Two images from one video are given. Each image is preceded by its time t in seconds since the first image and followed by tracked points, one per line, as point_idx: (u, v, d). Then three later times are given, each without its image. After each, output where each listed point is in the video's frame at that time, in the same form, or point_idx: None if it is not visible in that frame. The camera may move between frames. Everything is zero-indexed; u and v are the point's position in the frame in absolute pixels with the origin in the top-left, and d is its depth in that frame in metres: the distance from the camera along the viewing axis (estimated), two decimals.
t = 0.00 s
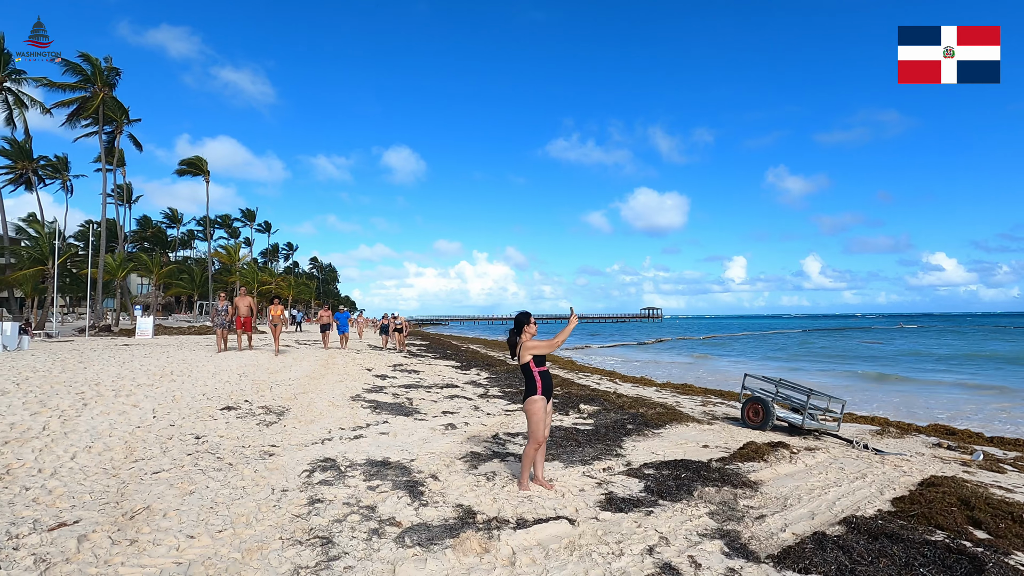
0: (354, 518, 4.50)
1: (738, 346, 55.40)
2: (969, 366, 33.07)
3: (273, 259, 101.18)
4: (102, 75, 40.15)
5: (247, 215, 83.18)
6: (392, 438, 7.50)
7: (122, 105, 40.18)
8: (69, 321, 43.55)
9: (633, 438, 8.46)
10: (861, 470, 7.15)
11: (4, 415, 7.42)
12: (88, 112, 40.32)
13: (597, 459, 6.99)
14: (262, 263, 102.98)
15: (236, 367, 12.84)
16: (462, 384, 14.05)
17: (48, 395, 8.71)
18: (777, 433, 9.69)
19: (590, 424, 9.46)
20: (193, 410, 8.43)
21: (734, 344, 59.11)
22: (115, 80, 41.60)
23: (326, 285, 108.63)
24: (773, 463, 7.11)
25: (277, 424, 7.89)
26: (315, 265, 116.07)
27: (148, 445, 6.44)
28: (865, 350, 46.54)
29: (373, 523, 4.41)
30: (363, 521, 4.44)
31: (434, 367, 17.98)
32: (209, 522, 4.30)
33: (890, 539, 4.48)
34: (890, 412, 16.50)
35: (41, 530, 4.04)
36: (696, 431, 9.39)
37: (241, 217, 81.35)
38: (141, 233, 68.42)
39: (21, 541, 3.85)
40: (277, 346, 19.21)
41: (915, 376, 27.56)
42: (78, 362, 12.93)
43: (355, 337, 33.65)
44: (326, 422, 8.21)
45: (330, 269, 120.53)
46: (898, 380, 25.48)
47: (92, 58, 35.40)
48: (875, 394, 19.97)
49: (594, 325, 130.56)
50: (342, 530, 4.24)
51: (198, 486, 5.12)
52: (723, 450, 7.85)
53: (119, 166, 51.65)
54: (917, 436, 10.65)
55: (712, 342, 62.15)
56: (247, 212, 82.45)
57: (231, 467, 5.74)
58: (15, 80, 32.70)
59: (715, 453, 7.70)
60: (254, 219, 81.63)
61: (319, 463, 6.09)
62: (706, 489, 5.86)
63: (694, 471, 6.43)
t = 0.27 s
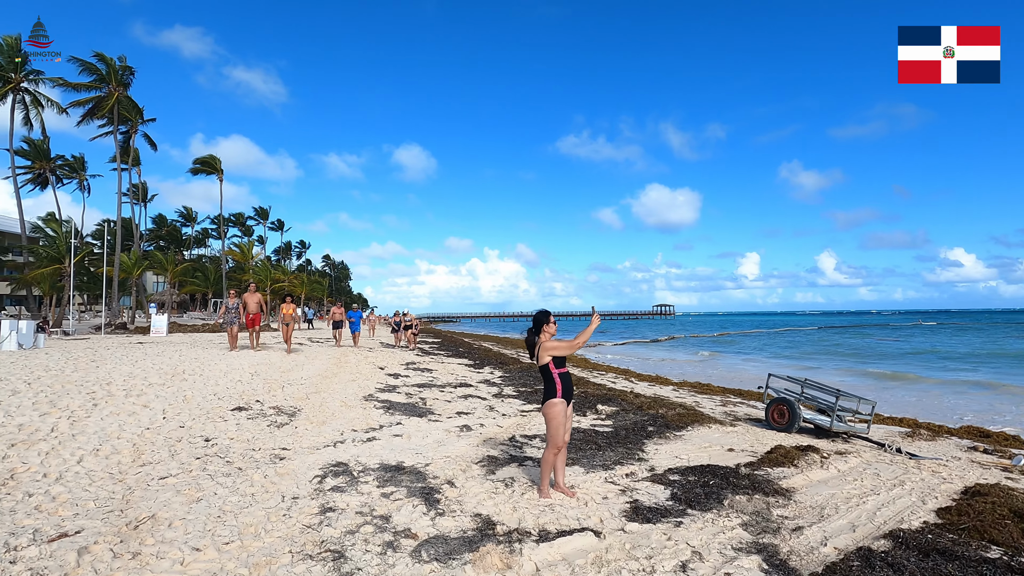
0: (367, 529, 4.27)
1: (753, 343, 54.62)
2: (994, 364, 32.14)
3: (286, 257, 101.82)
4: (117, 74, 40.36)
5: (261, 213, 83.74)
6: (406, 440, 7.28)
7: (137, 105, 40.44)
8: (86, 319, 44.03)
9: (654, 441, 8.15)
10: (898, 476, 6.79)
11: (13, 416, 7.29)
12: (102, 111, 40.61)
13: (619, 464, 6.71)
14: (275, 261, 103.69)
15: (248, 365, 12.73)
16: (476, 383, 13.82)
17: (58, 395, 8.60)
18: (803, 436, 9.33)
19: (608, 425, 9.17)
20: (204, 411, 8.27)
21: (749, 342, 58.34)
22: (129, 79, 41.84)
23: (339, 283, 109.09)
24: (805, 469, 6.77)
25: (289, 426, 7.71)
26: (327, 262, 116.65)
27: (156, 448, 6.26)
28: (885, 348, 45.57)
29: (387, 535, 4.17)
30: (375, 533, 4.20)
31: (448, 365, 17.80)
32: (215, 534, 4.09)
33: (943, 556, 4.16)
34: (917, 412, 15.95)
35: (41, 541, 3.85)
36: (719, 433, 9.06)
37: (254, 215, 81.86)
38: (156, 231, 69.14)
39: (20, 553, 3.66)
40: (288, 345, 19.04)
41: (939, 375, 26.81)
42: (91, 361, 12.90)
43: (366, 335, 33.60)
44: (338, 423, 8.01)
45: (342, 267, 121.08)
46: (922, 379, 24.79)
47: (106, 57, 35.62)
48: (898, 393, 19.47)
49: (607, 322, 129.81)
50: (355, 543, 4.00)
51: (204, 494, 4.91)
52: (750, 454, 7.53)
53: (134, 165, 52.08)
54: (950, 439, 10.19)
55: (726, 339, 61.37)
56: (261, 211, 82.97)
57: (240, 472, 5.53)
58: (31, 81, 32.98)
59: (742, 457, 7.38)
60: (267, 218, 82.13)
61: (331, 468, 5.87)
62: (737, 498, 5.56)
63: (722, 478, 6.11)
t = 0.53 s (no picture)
0: (386, 537, 3.99)
1: (770, 340, 53.83)
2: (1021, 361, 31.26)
3: (299, 254, 102.39)
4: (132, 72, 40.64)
5: (274, 211, 84.25)
6: (423, 440, 7.02)
7: (152, 103, 40.69)
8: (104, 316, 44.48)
9: (682, 442, 7.80)
10: (945, 481, 6.38)
11: (24, 414, 7.13)
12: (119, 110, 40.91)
13: (647, 466, 6.38)
14: (289, 259, 104.38)
15: (261, 362, 12.56)
16: (492, 381, 13.55)
17: (71, 392, 8.46)
18: (836, 436, 8.91)
19: (631, 424, 8.84)
20: (217, 408, 8.07)
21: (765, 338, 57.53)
22: (145, 78, 42.09)
23: (352, 280, 109.54)
24: (845, 472, 6.39)
25: (303, 424, 7.49)
26: (340, 260, 117.19)
27: (167, 447, 6.05)
28: (905, 344, 44.65)
29: (407, 544, 3.89)
30: (394, 542, 3.93)
31: (463, 362, 17.55)
32: (226, 541, 3.85)
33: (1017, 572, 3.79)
34: (948, 411, 15.42)
35: (42, 548, 3.63)
36: (748, 433, 8.68)
37: (268, 213, 82.38)
38: (172, 229, 69.82)
39: (20, 561, 3.44)
40: (301, 342, 18.82)
41: (965, 372, 26.07)
42: (105, 358, 12.81)
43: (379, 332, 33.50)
44: (353, 422, 7.77)
45: (355, 264, 121.59)
46: (948, 377, 24.10)
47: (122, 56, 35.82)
48: (925, 390, 18.90)
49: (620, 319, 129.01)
50: (374, 553, 3.73)
51: (215, 496, 4.67)
52: (784, 456, 7.15)
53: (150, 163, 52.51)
54: (990, 439, 9.73)
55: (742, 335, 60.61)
56: (275, 209, 83.47)
57: (252, 473, 5.29)
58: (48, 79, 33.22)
59: (776, 459, 7.01)
60: (281, 215, 82.61)
61: (347, 469, 5.61)
62: (777, 504, 5.20)
63: (760, 481, 5.76)
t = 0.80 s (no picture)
0: (400, 556, 3.72)
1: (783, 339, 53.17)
2: None
3: (308, 253, 102.69)
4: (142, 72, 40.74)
5: (284, 210, 84.50)
6: (436, 445, 6.76)
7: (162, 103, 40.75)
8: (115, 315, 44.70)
9: (704, 447, 7.48)
10: (990, 491, 6.02)
11: (28, 417, 6.95)
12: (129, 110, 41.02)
13: (671, 474, 6.07)
14: (298, 258, 104.70)
15: (270, 362, 12.36)
16: (504, 382, 13.27)
17: (76, 394, 8.29)
18: (865, 441, 8.54)
19: (651, 429, 8.52)
20: (224, 412, 7.86)
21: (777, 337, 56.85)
22: (155, 77, 42.16)
23: (360, 279, 109.70)
24: (881, 481, 6.05)
25: (312, 428, 7.25)
26: (349, 259, 117.43)
27: (172, 453, 5.83)
28: (922, 343, 43.89)
29: (423, 564, 3.63)
30: (409, 561, 3.66)
31: (473, 362, 17.29)
32: (230, 559, 3.60)
33: None
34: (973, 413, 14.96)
35: (35, 566, 3.40)
36: (773, 438, 8.33)
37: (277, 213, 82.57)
38: (183, 229, 70.19)
39: None
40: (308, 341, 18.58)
41: (986, 373, 25.45)
42: (113, 358, 12.67)
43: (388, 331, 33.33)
44: (364, 426, 7.51)
45: (363, 263, 121.76)
46: (970, 377, 23.53)
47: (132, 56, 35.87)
48: (946, 390, 18.43)
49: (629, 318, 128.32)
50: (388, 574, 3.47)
51: (219, 507, 4.44)
52: (814, 464, 6.82)
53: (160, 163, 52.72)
54: None
55: (754, 334, 59.96)
56: (284, 208, 83.69)
57: (260, 482, 5.05)
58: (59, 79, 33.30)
59: (806, 467, 6.68)
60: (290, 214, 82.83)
61: (358, 478, 5.34)
62: (815, 517, 4.87)
63: (793, 492, 5.43)
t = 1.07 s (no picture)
0: None
1: (790, 339, 52.68)
2: None
3: (313, 254, 102.66)
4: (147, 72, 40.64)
5: (288, 211, 84.46)
6: (445, 451, 6.45)
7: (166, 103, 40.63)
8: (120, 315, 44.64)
9: (725, 453, 7.15)
10: None
11: (21, 421, 6.68)
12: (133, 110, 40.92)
13: (694, 483, 5.75)
14: (303, 258, 104.69)
15: (273, 364, 12.08)
16: (512, 383, 12.95)
17: (73, 396, 8.02)
18: (890, 446, 8.18)
19: (667, 433, 8.20)
20: (224, 415, 7.57)
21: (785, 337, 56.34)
22: (159, 77, 42.05)
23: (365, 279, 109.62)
24: (917, 492, 5.71)
25: (316, 433, 6.96)
26: (354, 259, 117.38)
27: (168, 460, 5.54)
28: (932, 343, 43.35)
29: None
30: None
31: (480, 363, 16.98)
32: None
33: None
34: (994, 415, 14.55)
35: None
36: (795, 443, 7.99)
37: (282, 213, 82.51)
38: (188, 229, 70.22)
39: None
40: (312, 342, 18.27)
41: (1001, 373, 24.98)
42: (114, 358, 12.42)
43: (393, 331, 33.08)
44: (369, 430, 7.21)
45: (368, 263, 121.71)
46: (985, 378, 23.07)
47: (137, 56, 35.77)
48: (963, 391, 18.01)
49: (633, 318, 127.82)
50: None
51: (215, 520, 4.14)
52: (843, 471, 6.48)
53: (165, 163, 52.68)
54: None
55: (761, 334, 59.45)
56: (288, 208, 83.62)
57: (260, 492, 4.76)
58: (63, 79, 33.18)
59: (834, 475, 6.34)
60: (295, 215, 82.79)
61: (364, 487, 5.04)
62: (852, 531, 4.55)
63: (827, 504, 5.09)
